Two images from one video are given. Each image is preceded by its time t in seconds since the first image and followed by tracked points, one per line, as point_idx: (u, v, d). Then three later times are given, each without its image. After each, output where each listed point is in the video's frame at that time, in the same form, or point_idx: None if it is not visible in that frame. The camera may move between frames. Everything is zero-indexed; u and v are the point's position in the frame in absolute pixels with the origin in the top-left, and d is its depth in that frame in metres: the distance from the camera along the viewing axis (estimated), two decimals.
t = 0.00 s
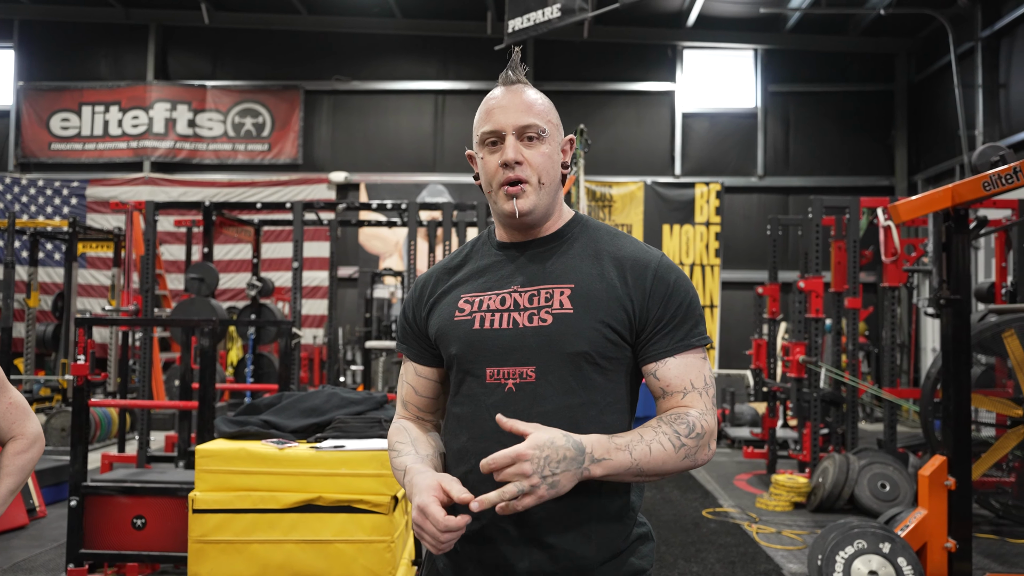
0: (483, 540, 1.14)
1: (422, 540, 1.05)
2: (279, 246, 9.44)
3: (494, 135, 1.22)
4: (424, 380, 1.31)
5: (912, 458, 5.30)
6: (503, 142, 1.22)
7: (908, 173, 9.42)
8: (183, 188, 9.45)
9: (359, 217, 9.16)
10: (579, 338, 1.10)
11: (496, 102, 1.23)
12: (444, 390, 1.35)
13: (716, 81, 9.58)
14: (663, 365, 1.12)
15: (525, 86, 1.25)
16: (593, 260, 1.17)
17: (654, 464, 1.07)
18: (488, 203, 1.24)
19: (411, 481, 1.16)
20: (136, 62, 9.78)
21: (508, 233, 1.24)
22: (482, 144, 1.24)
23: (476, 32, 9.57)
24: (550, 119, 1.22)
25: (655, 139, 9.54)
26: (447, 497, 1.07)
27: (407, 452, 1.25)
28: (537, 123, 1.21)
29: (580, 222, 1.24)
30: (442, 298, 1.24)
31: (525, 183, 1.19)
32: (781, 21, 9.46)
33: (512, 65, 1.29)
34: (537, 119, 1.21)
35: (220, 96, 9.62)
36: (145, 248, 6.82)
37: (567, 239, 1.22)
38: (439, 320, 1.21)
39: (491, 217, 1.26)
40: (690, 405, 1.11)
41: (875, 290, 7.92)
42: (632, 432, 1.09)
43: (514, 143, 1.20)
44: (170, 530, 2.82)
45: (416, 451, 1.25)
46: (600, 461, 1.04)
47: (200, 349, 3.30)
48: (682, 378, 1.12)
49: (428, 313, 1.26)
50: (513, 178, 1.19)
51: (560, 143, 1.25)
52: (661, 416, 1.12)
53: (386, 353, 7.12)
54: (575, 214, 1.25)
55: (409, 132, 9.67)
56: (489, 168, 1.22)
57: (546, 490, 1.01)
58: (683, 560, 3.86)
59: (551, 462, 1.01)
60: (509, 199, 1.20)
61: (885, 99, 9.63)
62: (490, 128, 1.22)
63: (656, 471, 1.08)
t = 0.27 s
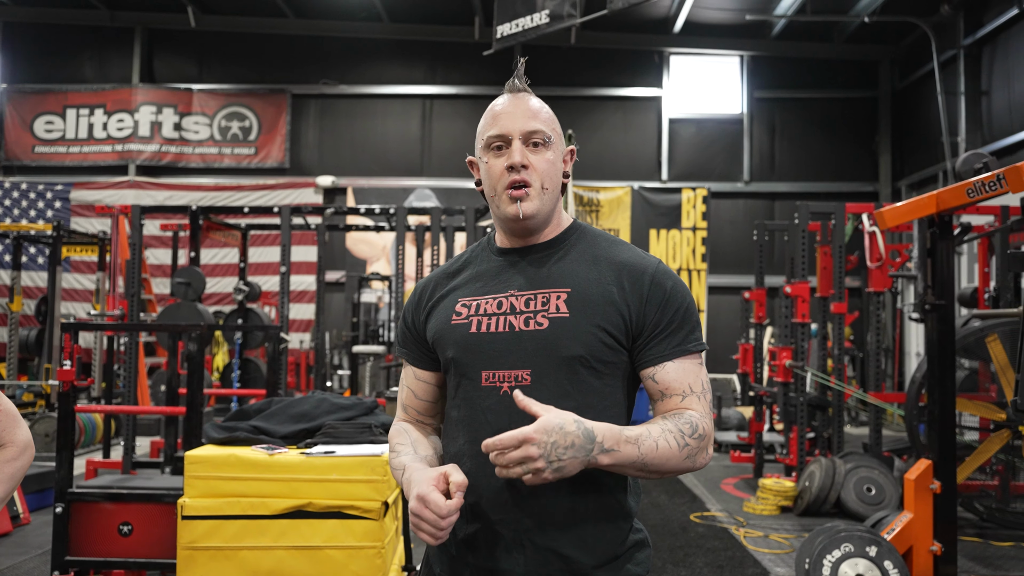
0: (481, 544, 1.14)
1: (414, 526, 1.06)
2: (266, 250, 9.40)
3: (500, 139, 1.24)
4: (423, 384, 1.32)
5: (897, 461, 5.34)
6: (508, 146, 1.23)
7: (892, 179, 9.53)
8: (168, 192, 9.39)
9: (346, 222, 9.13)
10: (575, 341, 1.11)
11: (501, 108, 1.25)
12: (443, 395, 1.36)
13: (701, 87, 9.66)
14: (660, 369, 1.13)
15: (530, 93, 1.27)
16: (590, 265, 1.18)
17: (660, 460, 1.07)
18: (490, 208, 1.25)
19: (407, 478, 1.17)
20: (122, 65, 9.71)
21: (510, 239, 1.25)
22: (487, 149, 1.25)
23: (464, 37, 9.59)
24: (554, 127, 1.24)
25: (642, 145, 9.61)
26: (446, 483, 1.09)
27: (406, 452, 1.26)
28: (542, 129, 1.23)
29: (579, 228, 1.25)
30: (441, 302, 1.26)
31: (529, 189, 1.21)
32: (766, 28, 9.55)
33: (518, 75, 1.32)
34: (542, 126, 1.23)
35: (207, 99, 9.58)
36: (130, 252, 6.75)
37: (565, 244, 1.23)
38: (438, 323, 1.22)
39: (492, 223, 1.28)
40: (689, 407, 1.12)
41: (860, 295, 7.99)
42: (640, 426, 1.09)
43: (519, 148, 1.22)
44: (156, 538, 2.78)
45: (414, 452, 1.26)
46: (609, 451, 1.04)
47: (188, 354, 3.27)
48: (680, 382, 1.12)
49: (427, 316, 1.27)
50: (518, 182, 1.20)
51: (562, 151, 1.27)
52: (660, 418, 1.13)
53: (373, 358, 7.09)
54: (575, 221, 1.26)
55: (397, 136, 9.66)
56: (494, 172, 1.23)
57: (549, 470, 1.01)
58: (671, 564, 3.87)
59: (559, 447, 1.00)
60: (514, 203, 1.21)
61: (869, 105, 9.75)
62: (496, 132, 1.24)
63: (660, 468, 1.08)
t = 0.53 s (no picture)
0: (476, 540, 1.14)
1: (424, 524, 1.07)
2: (253, 250, 9.34)
3: (503, 139, 1.26)
4: (418, 378, 1.33)
5: (882, 460, 5.40)
6: (512, 146, 1.26)
7: (876, 180, 9.63)
8: (154, 192, 9.32)
9: (334, 222, 9.10)
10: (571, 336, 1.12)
11: (505, 110, 1.28)
12: (437, 390, 1.37)
13: (689, 88, 9.72)
14: (657, 363, 1.14)
15: (535, 99, 1.31)
16: (587, 261, 1.19)
17: (662, 433, 1.06)
18: (492, 208, 1.27)
19: (406, 473, 1.17)
20: (107, 64, 9.61)
21: (510, 238, 1.26)
22: (490, 148, 1.28)
23: (452, 37, 9.58)
24: (557, 131, 1.27)
25: (630, 146, 9.65)
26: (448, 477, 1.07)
27: (401, 447, 1.26)
28: (545, 131, 1.26)
29: (577, 227, 1.26)
30: (438, 296, 1.26)
31: (530, 189, 1.22)
32: (752, 30, 9.62)
33: (524, 79, 1.37)
34: (546, 128, 1.26)
35: (193, 98, 9.51)
36: (115, 252, 6.69)
37: (563, 241, 1.24)
38: (434, 317, 1.23)
39: (492, 222, 1.29)
40: (688, 398, 1.12)
41: (846, 295, 8.05)
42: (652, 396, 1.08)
43: (522, 149, 1.24)
44: (143, 540, 2.75)
45: (409, 446, 1.27)
46: (619, 407, 1.01)
47: (175, 355, 3.24)
48: (677, 374, 1.13)
49: (424, 311, 1.28)
50: (521, 182, 1.22)
51: (565, 155, 1.29)
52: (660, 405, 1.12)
53: (361, 358, 7.06)
54: (575, 222, 1.28)
55: (385, 136, 9.64)
56: (496, 172, 1.25)
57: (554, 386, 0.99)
58: (661, 563, 3.88)
59: (576, 377, 0.98)
60: (517, 205, 1.22)
61: (853, 107, 9.85)
62: (500, 132, 1.26)
63: (659, 441, 1.06)
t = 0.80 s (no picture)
0: (473, 537, 1.15)
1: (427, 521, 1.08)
2: (242, 250, 9.30)
3: (504, 137, 1.27)
4: (416, 379, 1.34)
5: (870, 459, 5.44)
6: (512, 144, 1.27)
7: (864, 182, 9.71)
8: (142, 191, 9.26)
9: (323, 221, 9.07)
10: (568, 336, 1.13)
11: (508, 109, 1.30)
12: (435, 391, 1.37)
13: (678, 89, 9.76)
14: (652, 368, 1.15)
15: (537, 99, 1.32)
16: (583, 263, 1.20)
17: (662, 473, 1.10)
18: (489, 203, 1.27)
19: (406, 472, 1.17)
20: (94, 62, 9.53)
21: (508, 236, 1.27)
22: (491, 146, 1.29)
23: (443, 37, 9.57)
24: (558, 131, 1.28)
25: (620, 147, 9.68)
26: (440, 469, 1.07)
27: (399, 447, 1.26)
28: (546, 131, 1.27)
29: (574, 229, 1.27)
30: (436, 297, 1.27)
31: (528, 185, 1.23)
32: (741, 31, 9.67)
33: (530, 80, 1.38)
34: (546, 128, 1.27)
35: (182, 97, 9.45)
36: (103, 252, 6.63)
37: (560, 243, 1.25)
38: (432, 317, 1.23)
39: (491, 220, 1.30)
40: (680, 410, 1.16)
41: (834, 295, 8.11)
42: (648, 436, 1.11)
43: (521, 146, 1.26)
44: (133, 540, 2.74)
45: (407, 446, 1.26)
46: (621, 471, 1.04)
47: (165, 355, 3.21)
48: (671, 382, 1.15)
49: (422, 312, 1.29)
50: (519, 178, 1.23)
51: (565, 156, 1.30)
52: (654, 421, 1.16)
53: (350, 358, 7.05)
54: (572, 223, 1.28)
55: (375, 136, 9.62)
56: (495, 168, 1.26)
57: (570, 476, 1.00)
58: (651, 562, 3.90)
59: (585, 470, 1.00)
60: (512, 197, 1.23)
61: (841, 109, 9.92)
62: (501, 129, 1.28)
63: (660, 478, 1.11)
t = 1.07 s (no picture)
0: (467, 537, 1.15)
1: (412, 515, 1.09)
2: (232, 250, 9.25)
3: (489, 142, 1.26)
4: (408, 380, 1.34)
5: (859, 458, 5.48)
6: (497, 149, 1.25)
7: (852, 182, 9.78)
8: (130, 192, 9.20)
9: (313, 222, 9.04)
10: (562, 337, 1.13)
11: (491, 112, 1.28)
12: (428, 392, 1.37)
13: (668, 90, 9.80)
14: (644, 371, 1.16)
15: (519, 100, 1.30)
16: (575, 264, 1.21)
17: (643, 475, 1.11)
18: (478, 208, 1.28)
19: (394, 470, 1.18)
20: (81, 61, 9.45)
21: (499, 237, 1.27)
22: (477, 151, 1.28)
23: (432, 37, 9.56)
24: (542, 132, 1.27)
25: (610, 148, 9.71)
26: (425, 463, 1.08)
27: (389, 446, 1.27)
28: (530, 133, 1.25)
29: (565, 231, 1.27)
30: (429, 299, 1.27)
31: (516, 189, 1.23)
32: (730, 33, 9.73)
33: (510, 83, 1.36)
34: (530, 130, 1.26)
35: (170, 97, 9.39)
36: (91, 253, 6.58)
37: (552, 244, 1.25)
38: (425, 319, 1.24)
39: (481, 223, 1.30)
40: (668, 413, 1.16)
41: (823, 296, 8.15)
42: (626, 442, 1.12)
43: (507, 151, 1.24)
44: (123, 543, 2.72)
45: (397, 445, 1.27)
46: (599, 477, 1.06)
47: (155, 357, 3.18)
48: (661, 384, 1.16)
49: (414, 314, 1.29)
50: (506, 183, 1.23)
51: (551, 156, 1.29)
52: (641, 423, 1.17)
53: (340, 359, 7.03)
54: (562, 223, 1.29)
55: (365, 136, 9.59)
56: (482, 173, 1.25)
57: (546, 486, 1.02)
58: (643, 562, 3.92)
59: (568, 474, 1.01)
60: (501, 202, 1.23)
61: (829, 110, 10.00)
62: (486, 135, 1.26)
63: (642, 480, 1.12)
